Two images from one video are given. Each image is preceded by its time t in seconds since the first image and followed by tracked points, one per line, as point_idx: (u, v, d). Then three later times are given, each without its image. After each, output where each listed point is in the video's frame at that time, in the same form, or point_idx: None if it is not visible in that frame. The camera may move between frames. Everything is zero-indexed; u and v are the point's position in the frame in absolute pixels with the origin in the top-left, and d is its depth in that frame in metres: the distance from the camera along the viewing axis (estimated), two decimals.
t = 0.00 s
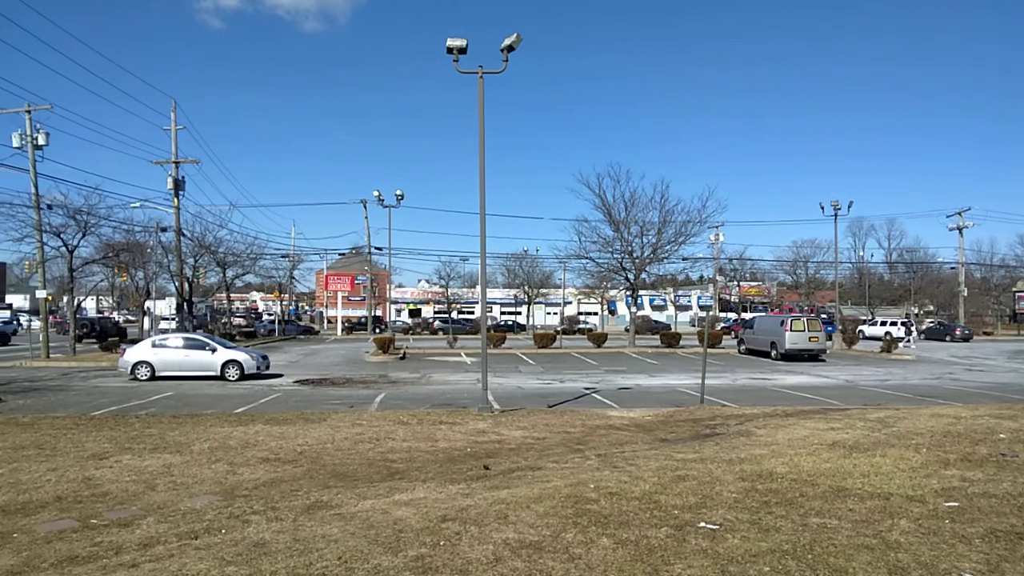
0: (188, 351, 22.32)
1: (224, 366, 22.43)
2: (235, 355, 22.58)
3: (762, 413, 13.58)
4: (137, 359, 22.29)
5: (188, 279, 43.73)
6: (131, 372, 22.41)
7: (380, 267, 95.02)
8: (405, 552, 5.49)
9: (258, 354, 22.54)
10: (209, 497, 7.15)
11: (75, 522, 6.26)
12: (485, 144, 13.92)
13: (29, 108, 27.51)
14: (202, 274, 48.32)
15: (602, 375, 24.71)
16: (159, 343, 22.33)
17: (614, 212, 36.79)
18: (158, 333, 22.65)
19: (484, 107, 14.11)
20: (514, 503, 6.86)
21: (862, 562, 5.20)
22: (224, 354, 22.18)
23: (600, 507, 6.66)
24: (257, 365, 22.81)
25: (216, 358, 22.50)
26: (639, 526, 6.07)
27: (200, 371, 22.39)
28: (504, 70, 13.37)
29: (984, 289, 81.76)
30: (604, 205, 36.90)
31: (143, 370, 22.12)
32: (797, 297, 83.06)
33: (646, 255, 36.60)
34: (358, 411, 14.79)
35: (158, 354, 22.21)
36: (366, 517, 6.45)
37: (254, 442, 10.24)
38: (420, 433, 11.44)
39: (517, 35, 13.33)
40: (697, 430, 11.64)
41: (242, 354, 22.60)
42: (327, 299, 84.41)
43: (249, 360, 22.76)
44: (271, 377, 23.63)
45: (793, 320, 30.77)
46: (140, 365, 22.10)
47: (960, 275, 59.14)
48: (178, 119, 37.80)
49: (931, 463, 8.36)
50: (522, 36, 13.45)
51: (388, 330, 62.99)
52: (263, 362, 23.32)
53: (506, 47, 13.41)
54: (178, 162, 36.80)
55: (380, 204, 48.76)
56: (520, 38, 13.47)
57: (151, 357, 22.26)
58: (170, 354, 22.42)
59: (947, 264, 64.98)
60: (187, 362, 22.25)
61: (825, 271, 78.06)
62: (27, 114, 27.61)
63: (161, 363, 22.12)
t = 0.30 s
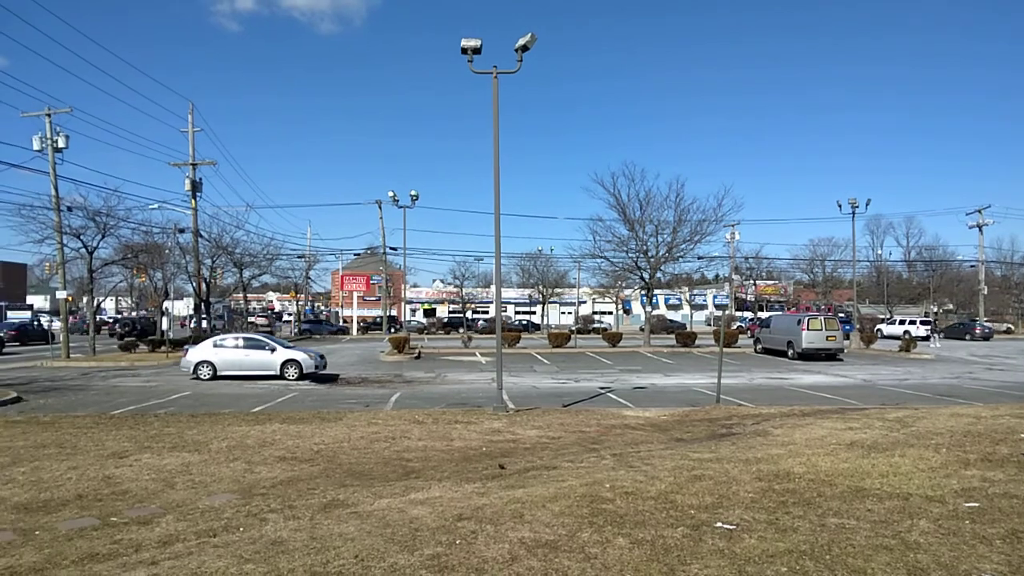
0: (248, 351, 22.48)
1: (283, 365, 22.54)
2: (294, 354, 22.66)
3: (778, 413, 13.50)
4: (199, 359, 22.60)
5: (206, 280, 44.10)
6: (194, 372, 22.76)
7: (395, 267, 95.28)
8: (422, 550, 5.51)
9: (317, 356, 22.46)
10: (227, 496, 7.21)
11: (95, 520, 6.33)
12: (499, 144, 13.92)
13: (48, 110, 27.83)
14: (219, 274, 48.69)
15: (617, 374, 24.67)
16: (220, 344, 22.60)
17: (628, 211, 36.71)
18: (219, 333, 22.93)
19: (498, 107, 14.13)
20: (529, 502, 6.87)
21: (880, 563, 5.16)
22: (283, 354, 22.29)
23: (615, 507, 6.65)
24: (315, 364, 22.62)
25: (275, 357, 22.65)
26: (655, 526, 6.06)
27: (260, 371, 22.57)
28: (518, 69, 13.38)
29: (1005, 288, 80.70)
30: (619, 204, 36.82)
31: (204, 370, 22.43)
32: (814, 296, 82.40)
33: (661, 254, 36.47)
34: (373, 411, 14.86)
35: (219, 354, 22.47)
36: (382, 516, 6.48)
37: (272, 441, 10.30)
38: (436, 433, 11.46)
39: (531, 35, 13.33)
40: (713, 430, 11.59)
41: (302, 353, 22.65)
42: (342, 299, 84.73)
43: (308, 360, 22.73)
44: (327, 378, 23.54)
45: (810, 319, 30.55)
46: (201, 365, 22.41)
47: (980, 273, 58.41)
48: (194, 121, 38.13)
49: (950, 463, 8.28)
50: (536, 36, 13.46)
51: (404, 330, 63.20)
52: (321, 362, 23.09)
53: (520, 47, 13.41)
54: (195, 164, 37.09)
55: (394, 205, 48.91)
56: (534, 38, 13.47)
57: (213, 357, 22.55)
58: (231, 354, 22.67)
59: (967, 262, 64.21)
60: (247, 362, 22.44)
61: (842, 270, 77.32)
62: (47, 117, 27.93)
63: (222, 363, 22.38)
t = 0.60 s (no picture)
0: (304, 354, 22.33)
1: (338, 370, 22.18)
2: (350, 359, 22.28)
3: (792, 416, 13.42)
4: (257, 361, 22.62)
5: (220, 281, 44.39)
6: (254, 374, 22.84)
7: (407, 269, 95.51)
8: (434, 552, 5.51)
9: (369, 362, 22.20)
10: (241, 496, 7.25)
11: (111, 520, 6.38)
12: (511, 145, 13.94)
13: (65, 114, 28.07)
14: (233, 275, 48.95)
15: (629, 376, 24.63)
16: (278, 347, 22.56)
17: (640, 212, 36.56)
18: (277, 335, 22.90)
19: (510, 109, 14.13)
20: (542, 504, 6.86)
21: (895, 567, 5.13)
22: (336, 359, 21.96)
23: (628, 509, 6.63)
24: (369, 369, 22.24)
25: (331, 362, 22.36)
26: (667, 528, 6.04)
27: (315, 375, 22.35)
28: (530, 71, 13.38)
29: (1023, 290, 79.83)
30: (631, 205, 36.72)
31: (262, 371, 22.43)
32: (828, 298, 81.87)
33: (674, 255, 36.35)
34: (386, 412, 14.89)
35: (276, 357, 22.43)
36: (395, 517, 6.49)
37: (284, 442, 10.33)
38: (448, 434, 11.47)
39: (544, 37, 13.34)
40: (726, 432, 11.53)
41: (357, 359, 22.25)
42: (354, 301, 84.98)
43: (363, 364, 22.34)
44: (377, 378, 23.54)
45: (823, 321, 30.37)
46: (258, 367, 22.42)
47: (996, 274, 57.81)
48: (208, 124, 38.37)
49: (966, 467, 8.21)
50: (549, 38, 13.46)
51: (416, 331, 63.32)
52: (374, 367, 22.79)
53: (532, 49, 13.42)
54: (210, 166, 37.28)
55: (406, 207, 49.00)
56: (547, 39, 13.47)
57: (270, 359, 22.54)
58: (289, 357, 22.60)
59: (983, 264, 63.59)
60: (302, 365, 22.25)
61: (857, 272, 76.73)
62: (64, 120, 28.20)
63: (278, 365, 22.33)
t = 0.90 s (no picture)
0: (361, 351, 22.33)
1: (396, 366, 22.29)
2: (406, 355, 22.40)
3: (808, 413, 13.34)
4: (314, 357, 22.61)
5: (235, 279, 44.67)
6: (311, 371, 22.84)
7: (421, 267, 95.74)
8: (449, 548, 5.52)
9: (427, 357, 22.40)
10: (257, 492, 7.30)
11: (129, 515, 6.45)
12: (524, 143, 13.92)
13: (82, 113, 28.33)
14: (248, 273, 49.25)
15: (642, 374, 24.56)
16: (334, 343, 22.56)
17: (654, 209, 36.52)
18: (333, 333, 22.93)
19: (523, 107, 14.10)
20: (556, 501, 6.86)
21: (911, 565, 5.09)
22: (394, 355, 22.04)
23: (642, 507, 6.62)
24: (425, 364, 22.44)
25: (387, 358, 22.40)
26: (683, 526, 6.02)
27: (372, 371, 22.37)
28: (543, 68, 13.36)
29: None
30: (644, 202, 36.66)
31: (319, 369, 22.45)
32: (843, 295, 81.31)
33: (687, 252, 36.24)
34: (399, 409, 14.93)
35: (333, 354, 22.44)
36: (409, 513, 6.52)
37: (299, 438, 10.40)
38: (461, 431, 11.49)
39: (557, 34, 13.31)
40: (740, 430, 11.48)
41: (414, 354, 22.38)
42: (368, 298, 85.29)
43: (419, 360, 22.49)
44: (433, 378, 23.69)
45: (839, 319, 30.16)
46: (316, 363, 22.41)
47: (1015, 271, 57.15)
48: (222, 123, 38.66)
49: (985, 466, 8.12)
50: (562, 35, 13.42)
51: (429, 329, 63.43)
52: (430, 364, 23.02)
53: (545, 46, 13.40)
54: (224, 165, 37.49)
55: (419, 205, 49.15)
56: (560, 36, 13.45)
57: (327, 356, 22.56)
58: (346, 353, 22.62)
59: (1001, 261, 62.92)
60: (360, 361, 22.25)
61: (873, 268, 76.14)
62: (80, 119, 28.47)
63: (336, 362, 22.33)
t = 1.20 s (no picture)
0: (419, 351, 22.25)
1: (454, 365, 22.36)
2: (463, 355, 22.50)
3: (824, 414, 13.24)
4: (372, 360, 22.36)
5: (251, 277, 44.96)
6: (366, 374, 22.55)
7: (435, 265, 95.87)
8: (463, 546, 5.53)
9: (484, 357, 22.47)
10: (273, 489, 7.35)
11: (146, 511, 6.50)
12: (539, 141, 13.90)
13: (100, 113, 28.60)
14: (264, 271, 49.54)
15: (656, 373, 24.45)
16: (392, 344, 22.43)
17: (668, 208, 36.35)
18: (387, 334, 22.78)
19: (537, 105, 14.08)
20: (570, 500, 6.85)
21: (929, 567, 5.05)
22: (455, 354, 22.12)
23: (656, 506, 6.60)
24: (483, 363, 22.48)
25: (445, 357, 22.38)
26: (697, 526, 5.99)
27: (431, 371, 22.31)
28: (557, 66, 13.35)
29: None
30: (659, 201, 36.51)
31: (378, 371, 22.25)
32: (860, 294, 80.52)
33: (702, 251, 36.07)
34: (414, 407, 14.98)
35: (392, 355, 22.28)
36: (424, 512, 6.53)
37: (314, 436, 10.44)
38: (475, 430, 11.50)
39: (571, 32, 13.28)
40: (755, 430, 11.41)
41: (471, 353, 22.52)
42: (382, 297, 85.50)
43: (475, 359, 22.54)
44: (488, 374, 23.97)
45: (856, 318, 29.91)
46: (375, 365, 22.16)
47: None
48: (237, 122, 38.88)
49: (1004, 467, 8.03)
50: (576, 33, 13.40)
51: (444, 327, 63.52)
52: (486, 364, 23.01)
53: (559, 44, 13.38)
54: (240, 164, 37.72)
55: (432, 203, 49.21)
56: (574, 34, 13.42)
57: (385, 357, 22.40)
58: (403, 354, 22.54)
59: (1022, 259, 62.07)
60: (419, 361, 22.19)
61: (891, 268, 75.35)
62: (98, 119, 28.70)
63: (395, 363, 22.18)
